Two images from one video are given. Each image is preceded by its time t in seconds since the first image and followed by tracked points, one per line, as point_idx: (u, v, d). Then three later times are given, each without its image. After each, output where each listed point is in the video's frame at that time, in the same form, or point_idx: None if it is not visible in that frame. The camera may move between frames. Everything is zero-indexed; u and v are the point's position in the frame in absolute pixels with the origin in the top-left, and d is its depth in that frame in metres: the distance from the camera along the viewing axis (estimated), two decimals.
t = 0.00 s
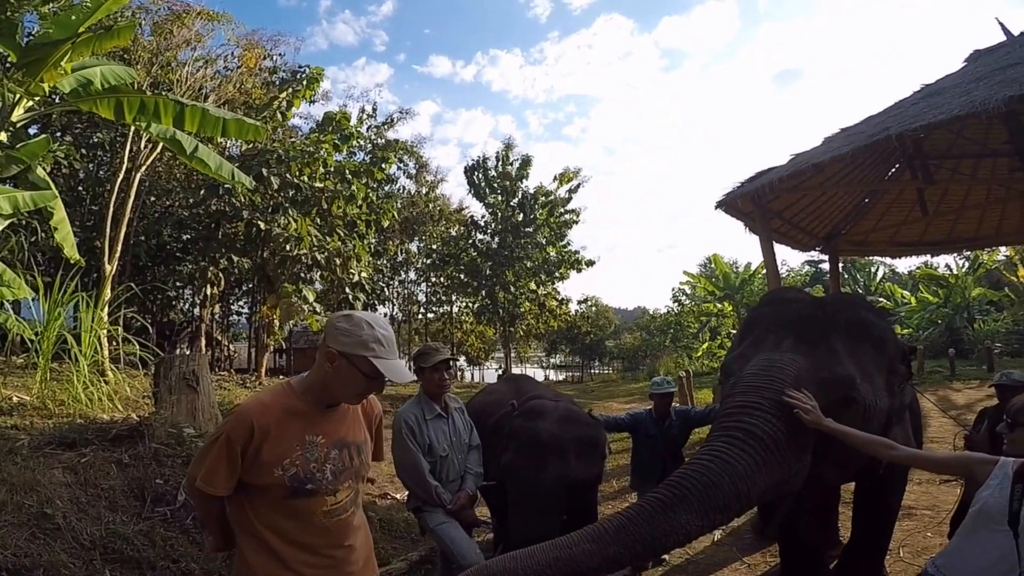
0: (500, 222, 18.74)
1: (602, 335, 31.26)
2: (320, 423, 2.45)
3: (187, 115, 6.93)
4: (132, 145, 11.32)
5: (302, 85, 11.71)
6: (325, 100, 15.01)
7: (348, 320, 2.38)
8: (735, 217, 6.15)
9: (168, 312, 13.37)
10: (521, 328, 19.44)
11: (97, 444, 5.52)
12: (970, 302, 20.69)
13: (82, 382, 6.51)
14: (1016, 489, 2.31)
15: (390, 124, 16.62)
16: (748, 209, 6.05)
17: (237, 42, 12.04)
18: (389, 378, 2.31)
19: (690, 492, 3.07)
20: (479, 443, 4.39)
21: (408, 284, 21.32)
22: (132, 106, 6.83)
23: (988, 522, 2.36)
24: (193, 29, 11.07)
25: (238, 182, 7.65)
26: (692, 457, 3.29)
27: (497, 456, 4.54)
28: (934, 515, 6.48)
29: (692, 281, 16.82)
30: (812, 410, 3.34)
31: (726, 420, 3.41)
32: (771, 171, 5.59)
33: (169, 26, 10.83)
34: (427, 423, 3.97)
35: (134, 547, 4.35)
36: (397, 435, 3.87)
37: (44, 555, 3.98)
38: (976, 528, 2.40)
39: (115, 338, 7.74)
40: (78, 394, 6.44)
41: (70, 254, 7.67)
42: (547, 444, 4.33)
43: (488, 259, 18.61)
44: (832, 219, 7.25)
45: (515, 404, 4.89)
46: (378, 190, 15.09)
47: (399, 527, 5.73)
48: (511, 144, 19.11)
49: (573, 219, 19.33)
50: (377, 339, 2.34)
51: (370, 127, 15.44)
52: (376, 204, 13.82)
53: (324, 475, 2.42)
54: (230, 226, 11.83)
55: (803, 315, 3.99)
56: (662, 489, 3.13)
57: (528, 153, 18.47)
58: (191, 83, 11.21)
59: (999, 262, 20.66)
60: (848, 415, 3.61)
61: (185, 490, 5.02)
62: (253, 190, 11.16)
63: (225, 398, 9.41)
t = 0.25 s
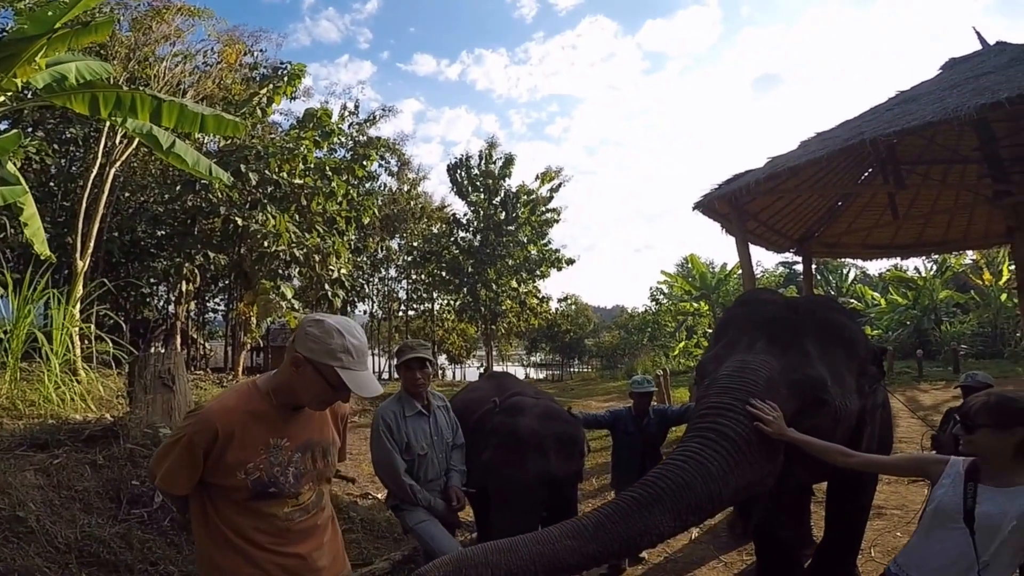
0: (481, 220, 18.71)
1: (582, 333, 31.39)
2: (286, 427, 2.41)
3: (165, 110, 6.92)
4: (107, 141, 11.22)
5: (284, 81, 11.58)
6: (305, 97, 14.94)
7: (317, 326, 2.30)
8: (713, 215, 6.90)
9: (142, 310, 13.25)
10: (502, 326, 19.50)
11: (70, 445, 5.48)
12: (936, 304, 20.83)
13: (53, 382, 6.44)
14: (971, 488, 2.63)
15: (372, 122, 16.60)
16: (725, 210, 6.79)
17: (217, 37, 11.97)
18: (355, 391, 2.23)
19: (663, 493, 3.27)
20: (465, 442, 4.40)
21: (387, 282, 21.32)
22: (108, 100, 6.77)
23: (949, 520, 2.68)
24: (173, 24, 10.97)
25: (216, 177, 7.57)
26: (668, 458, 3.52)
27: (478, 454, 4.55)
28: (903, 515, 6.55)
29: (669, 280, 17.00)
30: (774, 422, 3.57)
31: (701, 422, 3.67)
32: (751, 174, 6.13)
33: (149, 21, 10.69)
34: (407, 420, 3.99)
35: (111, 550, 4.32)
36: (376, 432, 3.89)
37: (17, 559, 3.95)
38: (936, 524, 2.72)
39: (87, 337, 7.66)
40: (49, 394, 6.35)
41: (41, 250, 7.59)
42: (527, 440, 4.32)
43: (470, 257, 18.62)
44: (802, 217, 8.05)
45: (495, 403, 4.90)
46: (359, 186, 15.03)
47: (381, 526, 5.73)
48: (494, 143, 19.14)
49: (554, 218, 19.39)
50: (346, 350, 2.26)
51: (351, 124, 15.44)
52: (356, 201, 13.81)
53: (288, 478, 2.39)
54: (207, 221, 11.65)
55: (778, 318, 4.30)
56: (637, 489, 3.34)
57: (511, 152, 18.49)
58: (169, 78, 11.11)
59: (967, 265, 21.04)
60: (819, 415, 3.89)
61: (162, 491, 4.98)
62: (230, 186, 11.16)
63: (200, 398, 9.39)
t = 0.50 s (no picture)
0: (463, 220, 18.70)
1: (561, 334, 31.51)
2: (260, 429, 2.40)
3: (140, 104, 6.85)
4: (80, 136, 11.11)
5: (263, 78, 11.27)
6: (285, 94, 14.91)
7: (284, 328, 2.27)
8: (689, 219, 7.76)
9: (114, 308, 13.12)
10: (482, 326, 19.54)
11: (41, 445, 5.41)
12: (902, 304, 21.30)
13: (22, 381, 6.33)
14: (939, 486, 2.77)
15: (354, 120, 16.61)
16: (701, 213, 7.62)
17: (201, 31, 11.90)
18: (326, 394, 2.21)
19: (645, 495, 3.52)
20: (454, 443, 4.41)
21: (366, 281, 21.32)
22: (83, 94, 6.71)
23: (919, 516, 2.81)
24: (155, 18, 10.88)
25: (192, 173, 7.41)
26: (650, 459, 3.76)
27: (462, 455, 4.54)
28: (873, 509, 6.62)
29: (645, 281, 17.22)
30: (751, 425, 3.80)
31: (681, 423, 3.91)
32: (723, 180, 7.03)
33: (131, 15, 10.63)
34: (390, 420, 4.02)
35: (90, 550, 4.29)
36: (358, 432, 3.92)
37: None
38: (905, 520, 2.85)
39: (57, 335, 7.58)
40: (17, 393, 6.22)
41: (10, 247, 7.50)
42: (510, 440, 4.34)
43: (451, 257, 18.65)
44: (774, 220, 8.98)
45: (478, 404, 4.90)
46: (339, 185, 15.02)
47: (364, 526, 5.74)
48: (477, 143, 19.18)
49: (536, 219, 19.44)
50: (315, 352, 2.24)
51: (333, 122, 15.46)
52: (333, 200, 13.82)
53: (266, 481, 2.39)
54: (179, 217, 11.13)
55: (756, 321, 4.52)
56: (621, 488, 3.58)
57: (495, 152, 18.53)
58: (147, 73, 11.02)
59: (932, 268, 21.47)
60: (794, 414, 4.13)
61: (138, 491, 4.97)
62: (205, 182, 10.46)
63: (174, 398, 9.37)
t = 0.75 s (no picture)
0: (444, 220, 18.67)
1: (540, 334, 31.51)
2: (245, 424, 2.40)
3: (115, 99, 6.06)
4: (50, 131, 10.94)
5: (243, 70, 9.75)
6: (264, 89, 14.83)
7: (257, 315, 2.27)
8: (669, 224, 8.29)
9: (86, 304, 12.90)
10: (463, 326, 19.53)
11: (11, 445, 5.31)
12: (865, 307, 21.26)
13: None
14: (911, 483, 2.86)
15: (335, 117, 16.57)
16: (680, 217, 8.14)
17: (179, 25, 11.84)
18: (302, 379, 2.21)
19: (632, 495, 3.56)
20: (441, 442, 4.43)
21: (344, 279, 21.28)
22: (54, 88, 5.87)
23: (893, 514, 2.88)
24: (133, 12, 10.81)
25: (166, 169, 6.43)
26: (634, 457, 3.80)
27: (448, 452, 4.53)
28: (843, 506, 6.69)
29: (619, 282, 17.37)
30: (730, 421, 3.81)
31: (663, 422, 3.94)
32: (698, 186, 7.60)
33: (109, 8, 10.54)
34: (377, 420, 4.01)
35: (69, 550, 4.24)
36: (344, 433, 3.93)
37: None
38: (879, 520, 2.92)
39: (25, 334, 7.44)
40: None
41: None
42: (496, 437, 4.31)
43: (431, 257, 18.61)
44: (749, 224, 9.54)
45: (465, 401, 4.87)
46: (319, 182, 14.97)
47: (343, 524, 5.74)
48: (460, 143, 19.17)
49: (518, 219, 19.45)
50: (289, 337, 2.24)
51: (312, 119, 15.49)
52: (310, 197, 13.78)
53: (254, 476, 2.38)
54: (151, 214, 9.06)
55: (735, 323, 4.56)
56: (606, 487, 3.62)
57: (478, 153, 18.54)
58: (122, 66, 10.88)
59: (896, 272, 21.86)
60: (772, 412, 4.16)
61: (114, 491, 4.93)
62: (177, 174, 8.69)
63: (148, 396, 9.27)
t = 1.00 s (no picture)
0: (425, 219, 18.64)
1: (521, 333, 31.58)
2: (219, 424, 2.28)
3: (92, 92, 5.73)
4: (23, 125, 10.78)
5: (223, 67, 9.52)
6: (243, 85, 14.72)
7: (240, 315, 2.19)
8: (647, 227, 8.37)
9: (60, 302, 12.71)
10: (443, 325, 19.52)
11: None
12: (836, 309, 21.53)
13: None
14: (879, 478, 2.90)
15: (315, 114, 16.50)
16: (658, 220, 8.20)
17: (157, 19, 11.72)
18: (286, 379, 2.14)
19: (615, 493, 3.60)
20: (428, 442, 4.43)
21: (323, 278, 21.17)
22: (26, 79, 5.51)
23: (865, 509, 2.92)
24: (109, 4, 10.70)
25: (142, 164, 6.16)
26: (618, 456, 3.83)
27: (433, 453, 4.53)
28: (816, 502, 6.78)
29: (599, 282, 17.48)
30: (710, 424, 3.87)
31: (645, 423, 3.98)
32: (676, 188, 7.69)
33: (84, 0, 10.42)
34: (367, 420, 3.99)
35: (46, 551, 4.17)
36: (334, 432, 3.89)
37: None
38: (850, 514, 2.97)
39: None
40: None
41: None
42: (480, 437, 4.32)
43: (410, 256, 18.57)
44: (725, 228, 9.64)
45: (448, 401, 4.87)
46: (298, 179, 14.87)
47: (325, 522, 5.73)
48: (441, 142, 19.16)
49: (499, 219, 19.48)
50: (271, 337, 2.16)
51: (292, 116, 15.42)
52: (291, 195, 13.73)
53: (225, 478, 2.25)
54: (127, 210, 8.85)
55: (714, 325, 4.60)
56: (591, 484, 3.65)
57: (459, 152, 18.57)
58: (98, 60, 10.74)
59: (865, 274, 22.26)
60: (752, 411, 4.22)
61: (91, 491, 4.88)
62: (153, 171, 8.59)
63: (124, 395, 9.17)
